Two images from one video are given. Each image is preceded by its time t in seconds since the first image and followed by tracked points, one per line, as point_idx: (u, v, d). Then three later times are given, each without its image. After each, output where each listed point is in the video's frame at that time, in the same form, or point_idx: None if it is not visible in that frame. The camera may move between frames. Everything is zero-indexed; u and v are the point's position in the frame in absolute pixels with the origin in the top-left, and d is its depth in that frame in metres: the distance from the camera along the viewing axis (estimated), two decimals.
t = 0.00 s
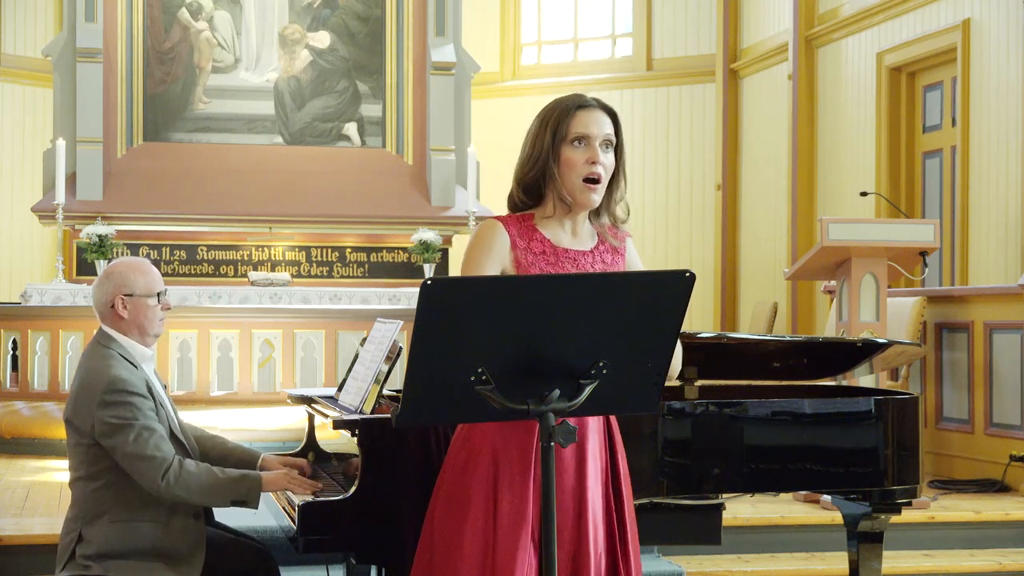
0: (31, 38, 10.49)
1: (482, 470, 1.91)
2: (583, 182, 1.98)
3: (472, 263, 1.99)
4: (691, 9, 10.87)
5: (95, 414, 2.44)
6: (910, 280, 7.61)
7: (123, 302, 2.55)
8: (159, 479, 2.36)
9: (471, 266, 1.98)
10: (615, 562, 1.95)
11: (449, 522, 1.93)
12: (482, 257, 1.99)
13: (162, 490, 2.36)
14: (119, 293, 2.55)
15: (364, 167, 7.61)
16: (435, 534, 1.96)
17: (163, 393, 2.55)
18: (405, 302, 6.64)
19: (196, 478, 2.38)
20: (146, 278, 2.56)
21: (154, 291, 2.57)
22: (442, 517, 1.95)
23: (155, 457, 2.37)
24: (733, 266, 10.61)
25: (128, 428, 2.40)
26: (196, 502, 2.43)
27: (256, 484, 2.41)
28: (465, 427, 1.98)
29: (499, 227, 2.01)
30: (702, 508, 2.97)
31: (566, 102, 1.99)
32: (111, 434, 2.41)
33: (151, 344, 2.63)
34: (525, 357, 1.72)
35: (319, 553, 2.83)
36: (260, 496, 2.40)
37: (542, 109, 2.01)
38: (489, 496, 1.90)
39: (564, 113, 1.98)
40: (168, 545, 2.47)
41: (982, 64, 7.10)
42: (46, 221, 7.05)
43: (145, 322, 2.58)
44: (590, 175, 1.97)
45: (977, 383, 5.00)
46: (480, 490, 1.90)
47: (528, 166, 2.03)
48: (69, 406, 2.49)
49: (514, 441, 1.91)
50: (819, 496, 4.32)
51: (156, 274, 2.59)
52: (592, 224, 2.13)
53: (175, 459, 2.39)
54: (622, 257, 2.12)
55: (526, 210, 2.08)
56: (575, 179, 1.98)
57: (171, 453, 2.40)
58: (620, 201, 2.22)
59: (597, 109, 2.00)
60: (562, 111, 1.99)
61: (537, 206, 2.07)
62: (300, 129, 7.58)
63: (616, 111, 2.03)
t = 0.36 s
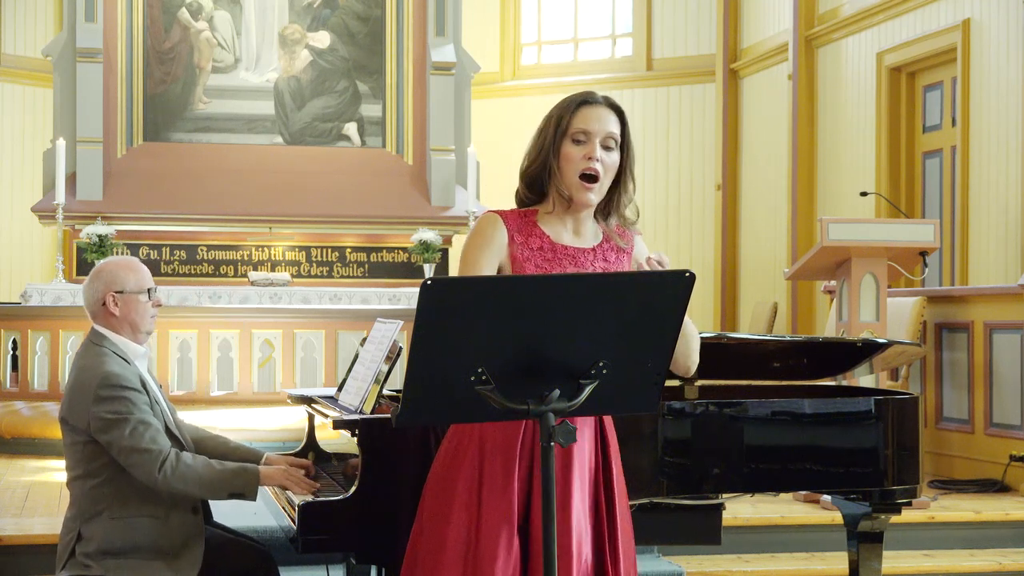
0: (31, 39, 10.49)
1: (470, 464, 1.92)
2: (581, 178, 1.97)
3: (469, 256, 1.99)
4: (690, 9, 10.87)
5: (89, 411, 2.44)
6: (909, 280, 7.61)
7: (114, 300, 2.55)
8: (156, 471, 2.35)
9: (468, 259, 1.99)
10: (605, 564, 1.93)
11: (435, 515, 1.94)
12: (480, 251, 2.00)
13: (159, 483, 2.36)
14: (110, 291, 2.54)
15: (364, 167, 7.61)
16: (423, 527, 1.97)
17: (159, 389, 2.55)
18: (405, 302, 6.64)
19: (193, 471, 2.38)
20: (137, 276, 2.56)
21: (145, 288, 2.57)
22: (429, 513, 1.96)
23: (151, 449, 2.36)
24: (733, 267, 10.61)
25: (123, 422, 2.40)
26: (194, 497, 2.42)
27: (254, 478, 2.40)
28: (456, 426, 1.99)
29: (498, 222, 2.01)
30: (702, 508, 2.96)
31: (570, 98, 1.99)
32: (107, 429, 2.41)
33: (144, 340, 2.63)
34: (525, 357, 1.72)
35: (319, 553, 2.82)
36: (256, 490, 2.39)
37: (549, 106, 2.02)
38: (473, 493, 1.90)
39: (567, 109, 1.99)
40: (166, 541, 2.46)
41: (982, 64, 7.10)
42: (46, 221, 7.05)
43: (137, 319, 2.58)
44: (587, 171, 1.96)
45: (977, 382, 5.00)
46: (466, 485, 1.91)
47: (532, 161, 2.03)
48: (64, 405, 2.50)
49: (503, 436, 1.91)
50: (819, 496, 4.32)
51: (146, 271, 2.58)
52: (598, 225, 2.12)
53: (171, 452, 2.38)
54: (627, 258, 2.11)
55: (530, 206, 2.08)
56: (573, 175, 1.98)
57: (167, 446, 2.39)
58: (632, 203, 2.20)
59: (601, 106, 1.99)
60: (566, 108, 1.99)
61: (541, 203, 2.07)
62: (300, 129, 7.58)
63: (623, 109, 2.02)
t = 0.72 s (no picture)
0: (31, 39, 10.49)
1: (454, 465, 1.93)
2: (570, 182, 1.97)
3: (459, 257, 2.01)
4: (691, 9, 10.87)
5: (86, 409, 2.44)
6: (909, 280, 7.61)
7: (109, 298, 2.55)
8: (156, 467, 2.35)
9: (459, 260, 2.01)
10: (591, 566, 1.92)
11: (422, 515, 1.96)
12: (470, 254, 2.01)
13: (159, 479, 2.35)
14: (104, 289, 2.55)
15: (364, 167, 7.61)
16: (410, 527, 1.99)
17: (156, 387, 2.55)
18: (405, 302, 6.63)
19: (193, 467, 2.38)
20: (131, 274, 2.56)
21: (139, 285, 2.58)
22: (416, 514, 1.98)
23: (150, 445, 2.36)
24: (733, 267, 10.61)
25: (122, 419, 2.40)
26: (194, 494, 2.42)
27: (254, 485, 2.39)
28: (446, 428, 2.01)
29: (490, 225, 2.02)
30: (702, 508, 2.96)
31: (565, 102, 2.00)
32: (105, 426, 2.41)
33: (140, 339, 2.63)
34: (524, 357, 1.72)
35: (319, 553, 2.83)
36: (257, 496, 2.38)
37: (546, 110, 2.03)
38: (457, 492, 1.92)
39: (560, 113, 1.99)
40: (167, 538, 2.46)
41: (982, 64, 7.10)
42: (46, 221, 7.04)
43: (133, 317, 2.58)
44: (576, 175, 1.96)
45: (977, 382, 5.01)
46: (450, 485, 1.92)
47: (527, 164, 2.04)
48: (61, 404, 2.50)
49: (487, 436, 1.92)
50: (819, 496, 4.32)
51: (140, 268, 2.59)
52: (596, 230, 2.12)
53: (170, 448, 2.38)
54: (625, 265, 2.10)
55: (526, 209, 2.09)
56: (563, 179, 1.98)
57: (166, 442, 2.39)
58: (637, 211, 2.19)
59: (595, 111, 1.99)
60: (560, 112, 2.00)
61: (536, 206, 2.08)
62: (300, 129, 7.58)
63: (619, 113, 2.02)
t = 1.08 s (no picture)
0: (31, 39, 10.48)
1: (451, 466, 1.94)
2: (569, 191, 1.97)
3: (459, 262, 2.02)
4: (690, 9, 10.87)
5: (86, 407, 2.44)
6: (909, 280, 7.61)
7: (109, 298, 2.55)
8: (153, 464, 2.35)
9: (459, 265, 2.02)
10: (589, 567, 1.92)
11: (418, 516, 1.95)
12: (469, 259, 2.02)
13: (157, 476, 2.35)
14: (104, 288, 2.55)
15: (364, 167, 7.61)
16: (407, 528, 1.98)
17: (156, 386, 2.55)
18: (405, 302, 6.64)
19: (191, 465, 2.37)
20: (130, 273, 2.56)
21: (139, 284, 2.58)
22: (414, 515, 1.98)
23: (149, 442, 2.36)
24: (734, 267, 10.61)
25: (120, 417, 2.40)
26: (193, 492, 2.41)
27: (253, 477, 2.38)
28: (443, 430, 2.02)
29: (489, 230, 2.03)
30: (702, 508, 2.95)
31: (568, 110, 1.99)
32: (104, 424, 2.41)
33: (140, 339, 2.63)
34: (525, 357, 1.72)
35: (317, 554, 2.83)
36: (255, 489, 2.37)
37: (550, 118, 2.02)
38: (454, 492, 1.92)
39: (562, 122, 1.99)
40: (168, 537, 2.46)
41: (982, 64, 7.10)
42: (46, 221, 7.04)
43: (133, 316, 2.58)
44: (575, 185, 1.96)
45: (977, 382, 5.01)
46: (447, 486, 1.92)
47: (528, 170, 2.04)
48: (62, 403, 2.50)
49: (484, 436, 1.93)
50: (819, 496, 4.32)
51: (139, 268, 2.59)
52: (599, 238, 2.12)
53: (168, 445, 2.37)
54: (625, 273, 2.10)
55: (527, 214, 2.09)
56: (562, 188, 1.98)
57: (165, 439, 2.39)
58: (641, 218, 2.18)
59: (597, 122, 1.98)
60: (562, 120, 1.99)
61: (537, 213, 2.09)
62: (300, 129, 7.59)
63: (622, 123, 2.01)
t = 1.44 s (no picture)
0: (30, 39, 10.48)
1: (454, 464, 1.93)
2: (570, 187, 1.97)
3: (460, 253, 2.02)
4: (690, 9, 10.87)
5: (87, 406, 2.44)
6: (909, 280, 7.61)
7: (109, 297, 2.55)
8: (159, 458, 2.35)
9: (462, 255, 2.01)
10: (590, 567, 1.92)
11: (420, 514, 1.95)
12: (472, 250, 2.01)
13: (162, 468, 2.35)
14: (104, 288, 2.54)
15: (364, 167, 7.61)
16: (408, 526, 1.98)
17: (157, 384, 2.55)
18: (405, 302, 6.64)
19: (197, 456, 2.36)
20: (130, 273, 2.56)
21: (139, 284, 2.57)
22: (415, 512, 1.98)
23: (153, 436, 2.36)
24: (734, 267, 10.61)
25: (123, 413, 2.40)
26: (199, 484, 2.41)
27: (259, 461, 2.38)
28: (445, 427, 2.01)
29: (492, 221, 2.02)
30: (702, 509, 2.96)
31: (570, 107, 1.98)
32: (107, 422, 2.41)
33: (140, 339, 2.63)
34: (525, 357, 1.72)
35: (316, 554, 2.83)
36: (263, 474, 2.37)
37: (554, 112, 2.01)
38: (457, 490, 1.92)
39: (565, 118, 1.98)
40: (167, 536, 2.46)
41: (982, 64, 7.10)
42: (46, 221, 7.04)
43: (133, 316, 2.58)
44: (578, 182, 1.96)
45: (977, 383, 5.01)
46: (449, 483, 1.92)
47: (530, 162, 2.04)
48: (62, 404, 2.50)
49: (487, 434, 1.93)
50: (819, 496, 4.32)
51: (139, 268, 2.58)
52: (599, 230, 2.12)
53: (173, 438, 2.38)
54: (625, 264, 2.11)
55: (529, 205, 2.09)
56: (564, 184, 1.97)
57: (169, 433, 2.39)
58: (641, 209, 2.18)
59: (601, 118, 1.97)
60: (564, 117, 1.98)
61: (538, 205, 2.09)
62: (300, 129, 7.59)
63: (624, 120, 2.00)
